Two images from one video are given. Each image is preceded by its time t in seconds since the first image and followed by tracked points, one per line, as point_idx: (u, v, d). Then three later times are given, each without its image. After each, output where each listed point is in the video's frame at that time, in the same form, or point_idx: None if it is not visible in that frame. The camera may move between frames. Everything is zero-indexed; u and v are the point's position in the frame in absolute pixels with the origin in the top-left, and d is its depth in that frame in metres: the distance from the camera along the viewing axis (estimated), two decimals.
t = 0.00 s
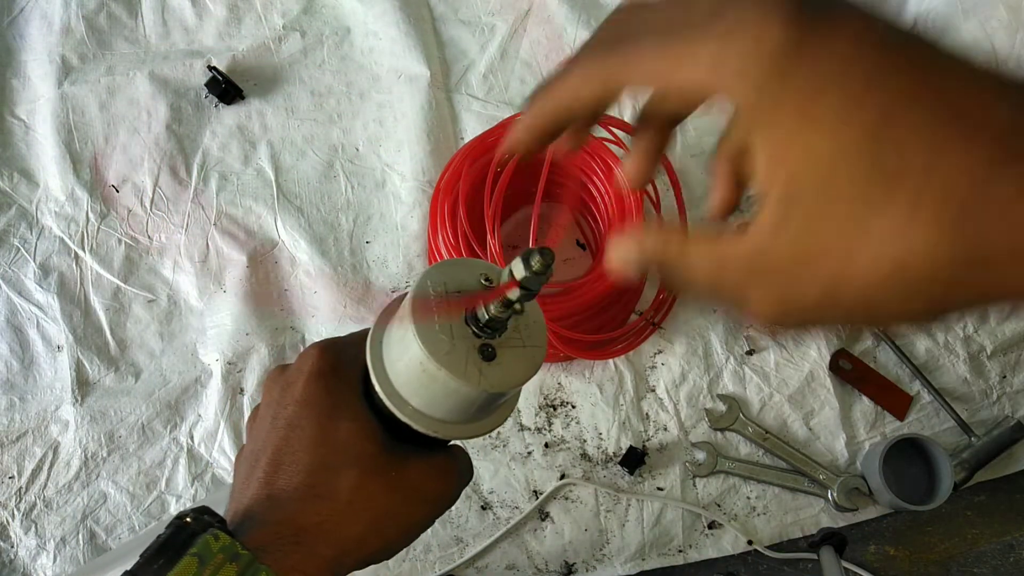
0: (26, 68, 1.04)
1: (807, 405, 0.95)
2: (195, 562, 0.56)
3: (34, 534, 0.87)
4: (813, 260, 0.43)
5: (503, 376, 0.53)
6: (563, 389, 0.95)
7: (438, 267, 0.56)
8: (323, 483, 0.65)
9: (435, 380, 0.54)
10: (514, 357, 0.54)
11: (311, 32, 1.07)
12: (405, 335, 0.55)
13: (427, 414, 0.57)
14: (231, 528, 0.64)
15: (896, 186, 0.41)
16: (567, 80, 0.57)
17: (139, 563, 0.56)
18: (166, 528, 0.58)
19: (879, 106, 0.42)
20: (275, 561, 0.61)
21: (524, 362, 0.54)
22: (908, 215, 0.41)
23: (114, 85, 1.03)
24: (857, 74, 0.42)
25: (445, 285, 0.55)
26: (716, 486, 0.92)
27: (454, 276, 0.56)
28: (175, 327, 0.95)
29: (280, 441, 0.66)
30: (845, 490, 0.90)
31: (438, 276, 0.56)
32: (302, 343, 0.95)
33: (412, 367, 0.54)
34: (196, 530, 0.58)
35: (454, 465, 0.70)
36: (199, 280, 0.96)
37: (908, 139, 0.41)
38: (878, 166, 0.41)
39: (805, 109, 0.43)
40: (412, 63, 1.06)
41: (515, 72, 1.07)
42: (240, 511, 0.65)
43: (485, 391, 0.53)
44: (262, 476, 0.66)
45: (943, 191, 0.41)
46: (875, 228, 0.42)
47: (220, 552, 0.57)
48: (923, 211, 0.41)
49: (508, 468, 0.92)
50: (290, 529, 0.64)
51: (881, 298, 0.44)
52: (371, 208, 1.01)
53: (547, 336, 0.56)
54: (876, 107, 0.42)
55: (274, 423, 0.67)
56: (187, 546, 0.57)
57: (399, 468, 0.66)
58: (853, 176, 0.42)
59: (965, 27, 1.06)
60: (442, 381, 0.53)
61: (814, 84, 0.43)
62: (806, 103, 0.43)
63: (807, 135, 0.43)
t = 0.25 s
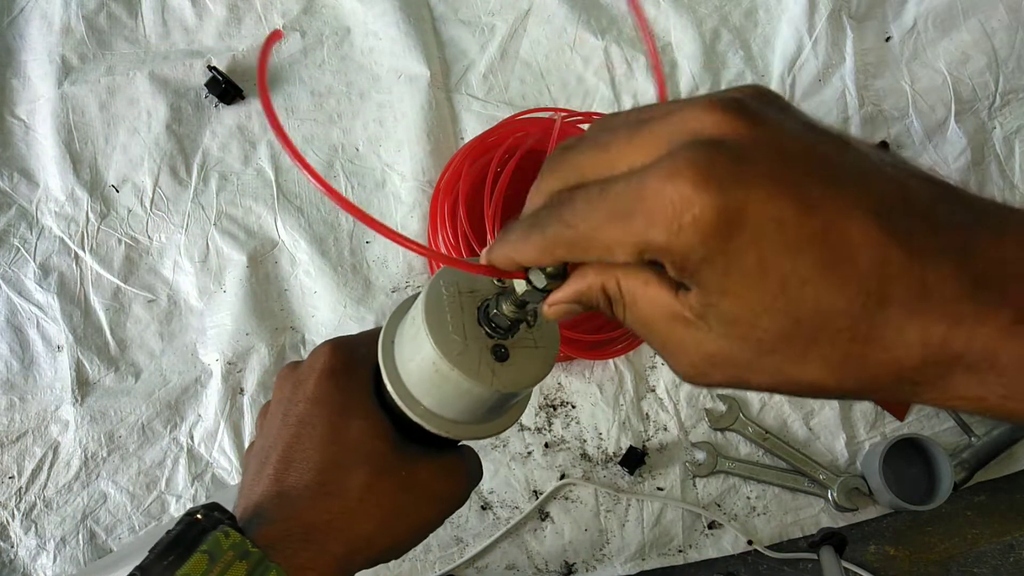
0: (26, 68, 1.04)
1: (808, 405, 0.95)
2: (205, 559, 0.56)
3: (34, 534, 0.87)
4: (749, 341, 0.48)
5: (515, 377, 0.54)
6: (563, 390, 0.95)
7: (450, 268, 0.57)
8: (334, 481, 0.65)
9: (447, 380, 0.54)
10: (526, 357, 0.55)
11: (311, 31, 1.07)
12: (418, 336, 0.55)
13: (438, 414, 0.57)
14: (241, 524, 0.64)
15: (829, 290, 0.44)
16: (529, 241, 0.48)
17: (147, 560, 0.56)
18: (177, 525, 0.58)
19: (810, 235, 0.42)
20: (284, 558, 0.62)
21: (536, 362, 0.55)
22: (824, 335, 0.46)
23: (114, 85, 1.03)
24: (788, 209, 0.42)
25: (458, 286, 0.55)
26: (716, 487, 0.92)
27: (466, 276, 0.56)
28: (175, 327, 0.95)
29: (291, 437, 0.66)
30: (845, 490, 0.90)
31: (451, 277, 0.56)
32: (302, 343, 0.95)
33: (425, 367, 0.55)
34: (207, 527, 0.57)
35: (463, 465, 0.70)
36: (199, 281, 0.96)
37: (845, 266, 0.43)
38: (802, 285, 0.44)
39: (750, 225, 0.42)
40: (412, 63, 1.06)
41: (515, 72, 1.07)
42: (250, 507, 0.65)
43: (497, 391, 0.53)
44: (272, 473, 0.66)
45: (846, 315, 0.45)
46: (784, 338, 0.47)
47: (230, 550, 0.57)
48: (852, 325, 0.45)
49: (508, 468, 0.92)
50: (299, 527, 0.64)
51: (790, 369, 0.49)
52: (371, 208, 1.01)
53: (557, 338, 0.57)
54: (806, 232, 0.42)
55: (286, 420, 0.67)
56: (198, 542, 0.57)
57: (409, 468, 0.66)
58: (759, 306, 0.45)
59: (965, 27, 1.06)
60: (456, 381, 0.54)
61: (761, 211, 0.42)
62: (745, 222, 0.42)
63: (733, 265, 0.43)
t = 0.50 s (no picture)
0: (26, 68, 1.04)
1: (807, 405, 0.95)
2: (209, 552, 0.56)
3: (34, 534, 0.87)
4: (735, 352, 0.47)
5: (517, 369, 0.54)
6: (563, 390, 0.95)
7: (449, 262, 0.57)
8: (336, 475, 0.65)
9: (450, 372, 0.54)
10: (528, 348, 0.55)
11: (311, 32, 1.07)
12: (420, 328, 0.55)
13: (440, 406, 0.57)
14: (244, 517, 0.64)
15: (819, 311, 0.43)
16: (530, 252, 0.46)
17: (151, 553, 0.55)
18: (180, 518, 0.57)
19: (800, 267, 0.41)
20: (288, 552, 0.62)
21: (538, 354, 0.55)
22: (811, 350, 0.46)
23: (114, 85, 1.03)
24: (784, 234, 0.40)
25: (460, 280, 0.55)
26: (716, 487, 0.92)
27: (466, 270, 0.56)
28: (175, 327, 0.95)
29: (294, 432, 0.66)
30: (845, 490, 0.90)
31: (451, 270, 0.56)
32: (302, 343, 0.95)
33: (427, 360, 0.55)
34: (211, 520, 0.57)
35: (466, 459, 0.70)
36: (199, 281, 0.96)
37: (834, 292, 0.42)
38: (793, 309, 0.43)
39: (743, 264, 0.40)
40: (412, 63, 1.06)
41: (515, 73, 1.07)
42: (253, 500, 0.66)
43: (499, 383, 0.54)
44: (275, 466, 0.66)
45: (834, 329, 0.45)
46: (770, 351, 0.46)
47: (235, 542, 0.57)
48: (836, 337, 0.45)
49: (508, 468, 0.92)
50: (303, 521, 0.63)
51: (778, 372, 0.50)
52: (371, 208, 1.01)
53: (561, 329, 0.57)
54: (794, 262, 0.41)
55: (288, 414, 0.67)
56: (203, 535, 0.56)
57: (411, 460, 0.66)
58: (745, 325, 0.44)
59: (965, 27, 1.06)
60: (458, 372, 0.54)
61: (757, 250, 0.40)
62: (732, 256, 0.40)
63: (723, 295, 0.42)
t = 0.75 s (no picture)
0: (26, 68, 1.04)
1: (808, 405, 0.95)
2: (203, 555, 0.56)
3: (34, 534, 0.87)
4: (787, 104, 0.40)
5: (511, 371, 0.53)
6: (563, 390, 0.95)
7: (445, 262, 0.56)
8: (329, 479, 0.65)
9: (443, 374, 0.54)
10: (523, 351, 0.54)
11: (311, 31, 1.07)
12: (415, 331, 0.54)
13: (434, 408, 0.56)
14: (239, 520, 0.65)
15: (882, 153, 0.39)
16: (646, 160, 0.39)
17: (144, 557, 0.56)
18: (173, 522, 0.58)
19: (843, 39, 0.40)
20: (280, 555, 0.64)
21: (533, 357, 0.55)
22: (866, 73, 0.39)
23: (114, 85, 1.03)
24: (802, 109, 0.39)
25: (455, 280, 0.55)
26: (716, 486, 0.92)
27: (462, 270, 0.55)
28: (175, 327, 0.95)
29: (288, 436, 0.67)
30: (845, 490, 0.90)
31: (447, 270, 0.55)
32: (302, 343, 0.95)
33: (421, 361, 0.54)
34: (204, 524, 0.57)
35: (463, 461, 0.68)
36: (199, 280, 0.96)
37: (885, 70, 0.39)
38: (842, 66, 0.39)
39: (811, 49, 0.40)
40: (412, 63, 1.06)
41: (515, 72, 1.07)
42: (249, 502, 0.67)
43: (493, 386, 0.53)
44: (270, 469, 0.67)
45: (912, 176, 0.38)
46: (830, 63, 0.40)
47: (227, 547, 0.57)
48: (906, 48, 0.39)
49: (508, 468, 0.92)
50: (295, 524, 0.65)
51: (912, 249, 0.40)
52: (371, 208, 1.01)
53: (555, 332, 0.56)
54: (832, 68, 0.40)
55: (283, 418, 0.68)
56: (195, 539, 0.57)
57: (404, 466, 0.65)
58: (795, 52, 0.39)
59: (965, 27, 1.06)
60: (450, 375, 0.53)
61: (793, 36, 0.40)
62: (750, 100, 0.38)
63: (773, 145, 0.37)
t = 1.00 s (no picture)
0: (26, 68, 1.04)
1: (807, 405, 0.95)
2: (195, 556, 0.56)
3: (34, 534, 0.87)
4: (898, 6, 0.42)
5: (503, 371, 0.53)
6: (563, 390, 0.95)
7: (438, 264, 0.56)
8: (324, 478, 0.65)
9: (436, 375, 0.54)
10: (516, 352, 0.54)
11: (311, 32, 1.07)
12: (407, 332, 0.54)
13: (427, 409, 0.57)
14: (232, 521, 0.64)
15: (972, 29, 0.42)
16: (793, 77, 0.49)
17: (138, 558, 0.56)
18: (166, 523, 0.58)
19: None
20: (275, 556, 0.62)
21: (526, 358, 0.54)
22: None
23: (114, 85, 1.03)
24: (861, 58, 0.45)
25: (447, 282, 0.55)
26: (716, 487, 0.92)
27: (454, 273, 0.56)
28: (175, 327, 0.95)
29: (282, 436, 0.67)
30: (845, 490, 0.90)
31: (440, 272, 0.55)
32: (302, 343, 0.95)
33: (413, 363, 0.54)
34: (198, 525, 0.57)
35: (457, 461, 0.69)
36: (199, 280, 0.96)
37: None
38: None
39: None
40: (412, 63, 1.06)
41: (515, 72, 1.07)
42: (242, 504, 0.66)
43: (485, 387, 0.53)
44: (264, 470, 0.66)
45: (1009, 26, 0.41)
46: None
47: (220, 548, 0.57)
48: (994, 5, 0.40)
49: (508, 468, 0.92)
50: (290, 525, 0.64)
51: None
52: (371, 208, 1.01)
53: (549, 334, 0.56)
54: None
55: (277, 418, 0.68)
56: (188, 540, 0.56)
57: (398, 464, 0.65)
58: None
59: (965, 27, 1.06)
60: (443, 375, 0.53)
61: None
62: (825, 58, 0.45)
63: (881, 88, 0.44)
